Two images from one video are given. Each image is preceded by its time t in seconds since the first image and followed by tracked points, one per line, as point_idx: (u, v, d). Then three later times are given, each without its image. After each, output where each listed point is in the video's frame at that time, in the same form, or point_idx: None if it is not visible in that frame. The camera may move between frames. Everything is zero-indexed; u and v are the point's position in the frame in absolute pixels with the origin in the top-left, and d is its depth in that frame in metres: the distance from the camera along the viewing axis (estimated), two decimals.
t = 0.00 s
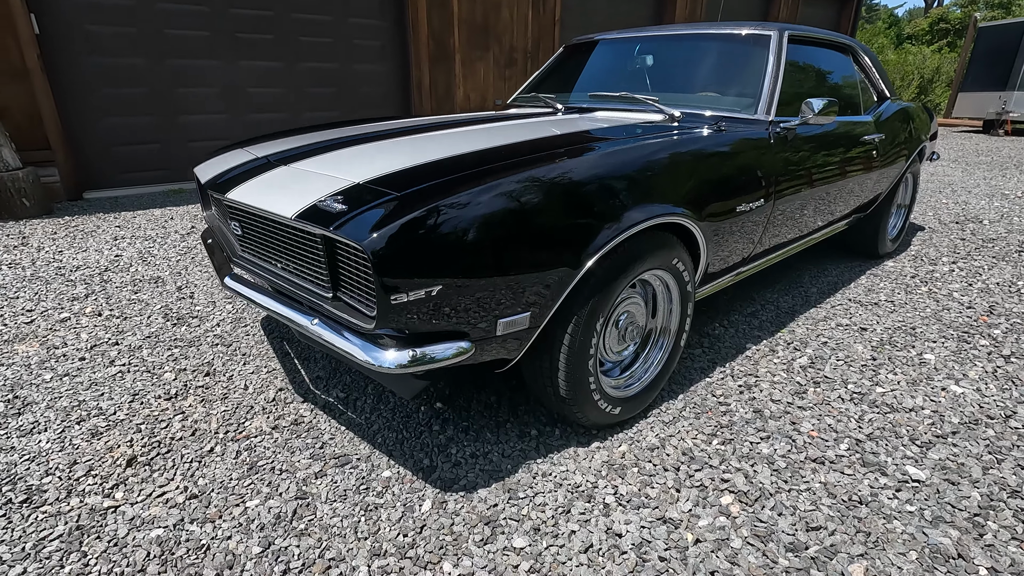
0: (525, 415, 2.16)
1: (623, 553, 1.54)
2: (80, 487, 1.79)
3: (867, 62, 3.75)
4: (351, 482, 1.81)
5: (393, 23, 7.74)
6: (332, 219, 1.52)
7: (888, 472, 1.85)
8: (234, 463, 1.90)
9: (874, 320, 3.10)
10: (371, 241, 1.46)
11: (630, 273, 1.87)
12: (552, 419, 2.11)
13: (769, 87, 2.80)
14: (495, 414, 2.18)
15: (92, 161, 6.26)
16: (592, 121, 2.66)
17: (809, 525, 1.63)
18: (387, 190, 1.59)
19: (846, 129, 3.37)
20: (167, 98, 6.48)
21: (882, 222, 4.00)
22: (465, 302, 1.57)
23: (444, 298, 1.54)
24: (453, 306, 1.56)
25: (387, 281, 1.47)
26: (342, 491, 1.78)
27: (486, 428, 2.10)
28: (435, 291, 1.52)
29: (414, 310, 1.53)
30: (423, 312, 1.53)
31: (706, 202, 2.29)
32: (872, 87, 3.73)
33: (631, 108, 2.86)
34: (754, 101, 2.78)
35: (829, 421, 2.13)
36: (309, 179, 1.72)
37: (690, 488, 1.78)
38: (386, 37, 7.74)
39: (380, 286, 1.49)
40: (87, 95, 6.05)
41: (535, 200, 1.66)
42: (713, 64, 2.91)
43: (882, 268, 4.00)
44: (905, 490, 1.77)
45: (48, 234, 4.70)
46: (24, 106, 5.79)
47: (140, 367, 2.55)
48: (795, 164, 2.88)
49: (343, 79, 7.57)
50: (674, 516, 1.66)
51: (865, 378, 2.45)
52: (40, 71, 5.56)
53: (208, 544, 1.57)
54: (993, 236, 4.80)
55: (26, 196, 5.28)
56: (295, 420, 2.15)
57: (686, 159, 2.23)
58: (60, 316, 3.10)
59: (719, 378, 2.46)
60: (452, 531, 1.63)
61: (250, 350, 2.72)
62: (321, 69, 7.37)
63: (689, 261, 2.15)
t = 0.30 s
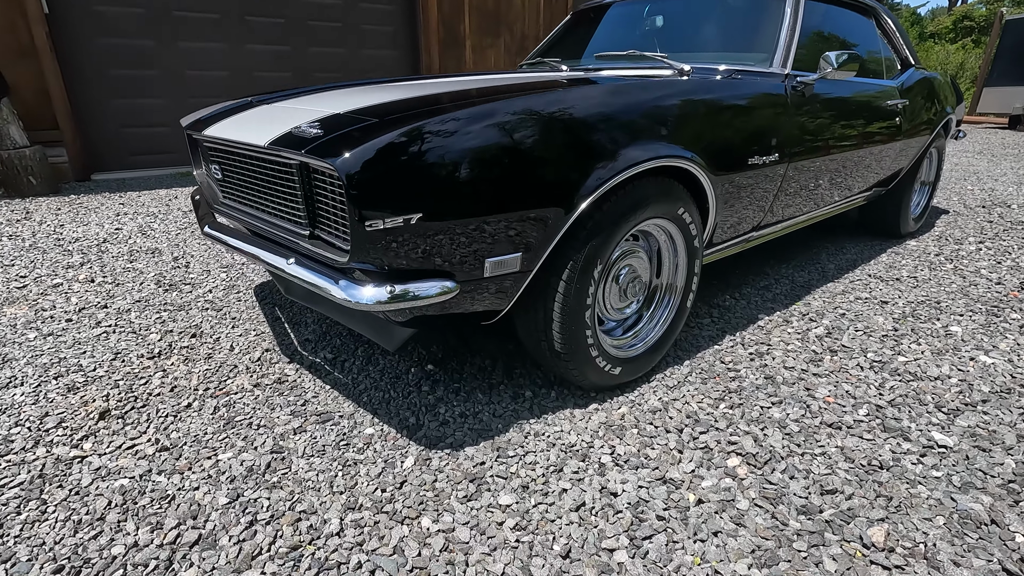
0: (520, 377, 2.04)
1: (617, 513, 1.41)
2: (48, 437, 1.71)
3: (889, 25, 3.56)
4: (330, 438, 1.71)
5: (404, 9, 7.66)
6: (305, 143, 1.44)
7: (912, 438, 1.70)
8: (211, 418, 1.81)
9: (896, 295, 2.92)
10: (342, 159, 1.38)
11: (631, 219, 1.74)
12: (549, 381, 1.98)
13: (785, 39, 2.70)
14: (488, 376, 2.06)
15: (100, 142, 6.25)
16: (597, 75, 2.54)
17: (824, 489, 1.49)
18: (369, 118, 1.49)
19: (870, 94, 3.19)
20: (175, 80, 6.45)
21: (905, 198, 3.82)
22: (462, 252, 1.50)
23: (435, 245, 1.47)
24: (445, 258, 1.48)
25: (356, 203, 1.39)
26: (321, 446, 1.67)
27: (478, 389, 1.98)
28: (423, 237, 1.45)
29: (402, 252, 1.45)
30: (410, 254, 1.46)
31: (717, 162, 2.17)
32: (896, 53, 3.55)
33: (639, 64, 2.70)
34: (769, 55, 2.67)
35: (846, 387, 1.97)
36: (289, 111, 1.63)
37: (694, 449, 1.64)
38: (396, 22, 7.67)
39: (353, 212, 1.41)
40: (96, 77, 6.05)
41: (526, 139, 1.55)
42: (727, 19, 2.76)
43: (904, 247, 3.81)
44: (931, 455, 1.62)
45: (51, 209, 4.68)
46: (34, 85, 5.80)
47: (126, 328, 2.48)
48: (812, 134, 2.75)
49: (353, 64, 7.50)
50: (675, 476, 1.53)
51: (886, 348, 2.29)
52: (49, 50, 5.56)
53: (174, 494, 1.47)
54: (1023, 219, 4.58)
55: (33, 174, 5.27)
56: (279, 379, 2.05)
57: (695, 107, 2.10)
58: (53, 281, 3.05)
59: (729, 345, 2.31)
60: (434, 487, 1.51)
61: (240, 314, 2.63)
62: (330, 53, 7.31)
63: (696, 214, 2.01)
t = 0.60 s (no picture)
0: (507, 373, 2.01)
1: (597, 512, 1.39)
2: (30, 430, 1.71)
3: (891, 18, 3.50)
4: (311, 434, 1.69)
5: (407, 5, 7.63)
6: (281, 132, 1.43)
7: (904, 439, 1.66)
8: (194, 413, 1.80)
9: (896, 293, 2.87)
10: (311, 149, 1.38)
11: (617, 213, 1.71)
12: (536, 378, 1.96)
13: (783, 33, 2.66)
14: (475, 372, 2.04)
15: (105, 138, 6.28)
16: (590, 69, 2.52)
17: (810, 490, 1.45)
18: (349, 106, 1.48)
19: (873, 88, 3.12)
20: (179, 77, 6.47)
21: (908, 196, 3.76)
22: (449, 248, 1.49)
23: (421, 238, 1.45)
24: (433, 253, 1.47)
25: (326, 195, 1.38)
26: (302, 442, 1.66)
27: (464, 385, 1.96)
28: (407, 231, 1.43)
29: (386, 249, 1.43)
30: (395, 249, 1.44)
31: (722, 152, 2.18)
32: (899, 46, 3.48)
33: (634, 58, 2.66)
34: (766, 49, 2.63)
35: (839, 387, 1.93)
36: (270, 103, 1.62)
37: (678, 448, 1.61)
38: (399, 19, 7.64)
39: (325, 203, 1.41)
40: (101, 73, 6.08)
41: (522, 127, 1.54)
42: (724, 12, 2.73)
43: (907, 245, 3.75)
44: (922, 457, 1.58)
45: (53, 205, 4.71)
46: (39, 82, 5.85)
47: (117, 322, 2.48)
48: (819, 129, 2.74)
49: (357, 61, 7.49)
50: (657, 475, 1.50)
51: (882, 347, 2.25)
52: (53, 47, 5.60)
53: (150, 488, 1.46)
54: None
55: (37, 170, 5.30)
56: (264, 374, 2.04)
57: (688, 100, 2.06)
58: (49, 276, 3.06)
59: (722, 344, 2.28)
60: (412, 484, 1.49)
61: (232, 309, 2.63)
62: (333, 51, 7.31)
63: (687, 209, 1.97)
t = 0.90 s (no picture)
0: (490, 404, 2.06)
1: (566, 553, 1.44)
2: (25, 462, 1.77)
3: (880, 41, 3.52)
4: (295, 468, 1.74)
5: (407, 14, 7.64)
6: (263, 185, 1.49)
7: (871, 476, 1.70)
8: (183, 445, 1.85)
9: (880, 317, 2.90)
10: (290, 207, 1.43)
11: (593, 254, 1.76)
12: (518, 410, 2.01)
13: (765, 63, 2.66)
14: (459, 402, 2.08)
15: (107, 149, 6.35)
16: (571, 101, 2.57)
17: (774, 531, 1.50)
18: (331, 158, 1.54)
19: (858, 113, 3.15)
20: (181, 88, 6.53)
21: (898, 215, 3.78)
22: (432, 284, 1.56)
23: (404, 277, 1.52)
24: (416, 289, 1.54)
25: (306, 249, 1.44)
26: (286, 476, 1.71)
27: (447, 416, 2.01)
28: (388, 270, 1.50)
29: (368, 290, 1.50)
30: (377, 287, 1.51)
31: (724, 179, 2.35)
32: (887, 68, 3.49)
33: (619, 87, 2.72)
34: (748, 79, 2.64)
35: (813, 420, 1.98)
36: (256, 149, 1.67)
37: (650, 485, 1.66)
38: (399, 28, 7.65)
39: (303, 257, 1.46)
40: (104, 85, 6.15)
41: (518, 165, 1.66)
42: (710, 42, 2.77)
43: (897, 264, 3.78)
44: (887, 496, 1.62)
45: (55, 219, 4.78)
46: (43, 94, 5.93)
47: (113, 347, 2.54)
48: (819, 150, 2.88)
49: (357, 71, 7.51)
50: (627, 515, 1.55)
51: (860, 376, 2.28)
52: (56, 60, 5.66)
53: (138, 525, 1.52)
54: None
55: (39, 182, 5.39)
56: (253, 404, 2.09)
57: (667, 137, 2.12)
58: (49, 296, 3.13)
59: (703, 372, 2.32)
60: (389, 522, 1.54)
61: (225, 332, 2.68)
62: (334, 60, 7.32)
63: (665, 245, 2.02)
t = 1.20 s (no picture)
0: (466, 435, 2.17)
1: None
2: (22, 496, 1.87)
3: (853, 72, 3.63)
4: (278, 501, 1.84)
5: (401, 28, 7.71)
6: (245, 245, 1.58)
7: (821, 509, 1.80)
8: (173, 477, 1.95)
9: (849, 342, 3.00)
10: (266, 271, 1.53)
11: (559, 299, 1.87)
12: (491, 441, 2.11)
13: (734, 101, 2.76)
14: (436, 433, 2.18)
15: (105, 163, 6.41)
16: (544, 139, 2.68)
17: (724, 564, 1.60)
18: (313, 216, 1.65)
19: (827, 144, 3.27)
20: (179, 103, 6.59)
21: (873, 237, 3.88)
22: (409, 325, 1.67)
23: (381, 321, 1.63)
24: (393, 330, 1.65)
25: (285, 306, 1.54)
26: (268, 509, 1.81)
27: (424, 447, 2.11)
28: (366, 317, 1.61)
29: (348, 335, 1.61)
30: (358, 331, 1.62)
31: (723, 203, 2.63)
32: (859, 98, 3.61)
33: (596, 124, 2.85)
34: (719, 117, 2.74)
35: (772, 451, 2.08)
36: (241, 203, 1.77)
37: (612, 518, 1.77)
38: (394, 41, 7.72)
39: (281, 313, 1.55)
40: (101, 100, 6.21)
41: (509, 212, 1.82)
42: (684, 81, 2.89)
43: (872, 284, 3.89)
44: (833, 529, 1.72)
45: (53, 236, 4.88)
46: (41, 111, 6.01)
47: (107, 375, 2.63)
48: (799, 176, 3.06)
49: (352, 84, 7.58)
50: (587, 548, 1.66)
51: (822, 405, 2.38)
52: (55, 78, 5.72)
53: (128, 559, 1.62)
54: (1000, 252, 4.62)
55: (38, 199, 5.48)
56: (240, 435, 2.19)
57: (636, 180, 2.23)
58: (46, 320, 3.22)
59: (672, 401, 2.42)
60: (364, 555, 1.64)
61: (215, 359, 2.78)
62: (329, 73, 7.39)
63: (631, 285, 2.13)
